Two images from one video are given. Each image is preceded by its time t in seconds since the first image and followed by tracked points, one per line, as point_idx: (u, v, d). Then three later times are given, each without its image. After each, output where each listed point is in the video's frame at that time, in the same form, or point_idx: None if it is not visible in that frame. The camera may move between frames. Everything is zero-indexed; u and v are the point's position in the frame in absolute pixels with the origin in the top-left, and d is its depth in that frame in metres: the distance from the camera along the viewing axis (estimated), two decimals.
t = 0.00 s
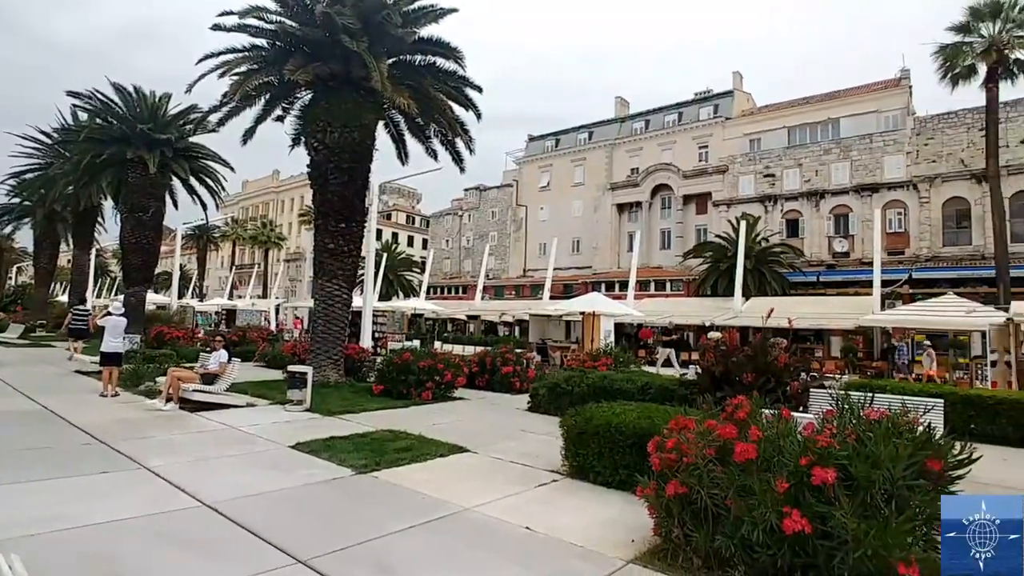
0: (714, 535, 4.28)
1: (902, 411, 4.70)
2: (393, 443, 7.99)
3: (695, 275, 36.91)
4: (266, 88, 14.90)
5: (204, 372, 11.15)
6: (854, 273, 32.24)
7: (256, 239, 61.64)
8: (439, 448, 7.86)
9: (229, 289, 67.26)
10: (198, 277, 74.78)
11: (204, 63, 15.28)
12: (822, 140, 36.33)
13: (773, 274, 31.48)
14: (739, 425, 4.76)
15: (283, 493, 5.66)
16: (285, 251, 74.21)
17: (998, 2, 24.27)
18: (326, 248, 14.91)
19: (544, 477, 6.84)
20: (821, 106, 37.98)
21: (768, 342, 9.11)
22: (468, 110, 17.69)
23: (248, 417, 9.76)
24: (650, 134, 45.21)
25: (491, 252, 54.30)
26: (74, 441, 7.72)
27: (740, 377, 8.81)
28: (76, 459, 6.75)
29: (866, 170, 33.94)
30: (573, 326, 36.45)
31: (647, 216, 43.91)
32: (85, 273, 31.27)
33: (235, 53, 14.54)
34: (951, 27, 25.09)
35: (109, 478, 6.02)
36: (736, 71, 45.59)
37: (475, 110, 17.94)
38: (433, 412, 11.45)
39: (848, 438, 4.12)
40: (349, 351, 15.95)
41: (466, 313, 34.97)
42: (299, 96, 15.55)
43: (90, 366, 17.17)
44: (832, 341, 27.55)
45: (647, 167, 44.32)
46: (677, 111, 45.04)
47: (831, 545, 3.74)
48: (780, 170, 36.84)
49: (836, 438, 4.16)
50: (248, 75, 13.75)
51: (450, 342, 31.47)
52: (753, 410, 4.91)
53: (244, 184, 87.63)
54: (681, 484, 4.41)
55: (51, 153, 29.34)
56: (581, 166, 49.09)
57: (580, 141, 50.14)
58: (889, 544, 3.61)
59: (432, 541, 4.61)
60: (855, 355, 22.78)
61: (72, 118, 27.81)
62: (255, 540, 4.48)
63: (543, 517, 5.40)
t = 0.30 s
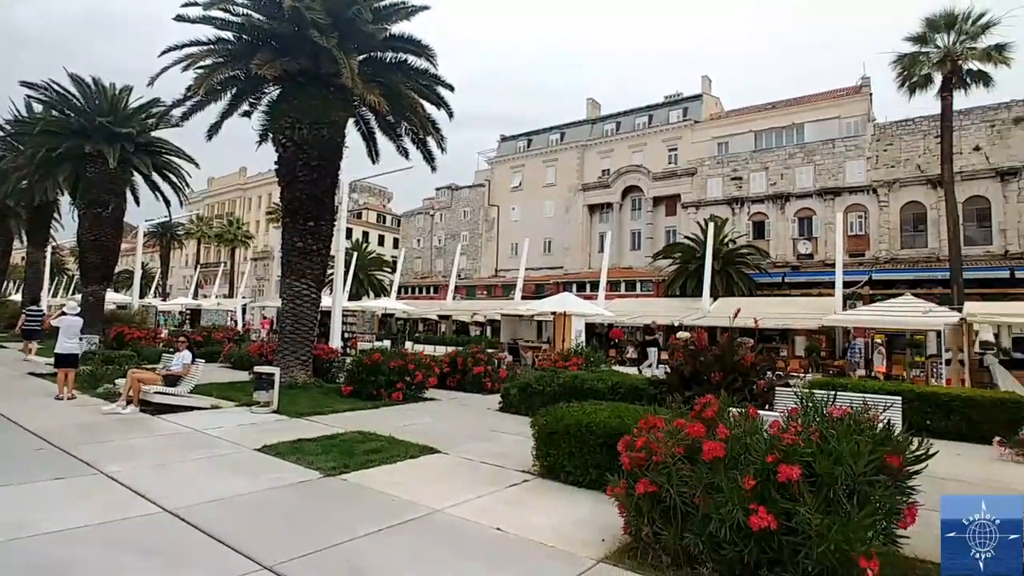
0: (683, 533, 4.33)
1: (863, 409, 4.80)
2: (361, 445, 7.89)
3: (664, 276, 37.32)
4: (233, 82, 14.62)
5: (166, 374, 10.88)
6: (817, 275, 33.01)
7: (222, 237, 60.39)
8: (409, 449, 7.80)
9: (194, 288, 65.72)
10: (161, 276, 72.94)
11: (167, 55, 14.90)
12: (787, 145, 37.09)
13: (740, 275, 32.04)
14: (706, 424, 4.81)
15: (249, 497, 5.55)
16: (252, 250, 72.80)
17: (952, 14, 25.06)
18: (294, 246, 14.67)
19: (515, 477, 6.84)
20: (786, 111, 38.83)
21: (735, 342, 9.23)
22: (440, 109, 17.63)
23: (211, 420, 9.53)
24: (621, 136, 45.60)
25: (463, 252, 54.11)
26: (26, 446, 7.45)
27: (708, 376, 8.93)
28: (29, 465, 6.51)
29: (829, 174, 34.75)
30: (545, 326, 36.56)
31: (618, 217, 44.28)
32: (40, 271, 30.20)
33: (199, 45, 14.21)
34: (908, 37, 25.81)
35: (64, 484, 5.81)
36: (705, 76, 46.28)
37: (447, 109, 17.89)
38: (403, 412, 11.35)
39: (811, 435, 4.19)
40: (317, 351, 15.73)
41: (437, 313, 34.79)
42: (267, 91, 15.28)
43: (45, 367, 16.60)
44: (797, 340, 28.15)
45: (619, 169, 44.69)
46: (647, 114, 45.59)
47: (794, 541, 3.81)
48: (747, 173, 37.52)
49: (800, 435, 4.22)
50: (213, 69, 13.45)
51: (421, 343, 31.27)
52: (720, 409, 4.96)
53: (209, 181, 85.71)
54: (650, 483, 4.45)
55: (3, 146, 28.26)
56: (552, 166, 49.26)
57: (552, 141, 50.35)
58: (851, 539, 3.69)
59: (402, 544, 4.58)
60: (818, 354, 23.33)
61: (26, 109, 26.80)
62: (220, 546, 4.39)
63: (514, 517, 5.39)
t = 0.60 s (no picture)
0: (648, 528, 4.39)
1: (820, 404, 4.94)
2: (326, 444, 7.79)
3: (631, 274, 37.76)
4: (194, 72, 14.24)
5: (122, 373, 10.55)
6: (778, 274, 33.79)
7: (183, 232, 58.86)
8: (375, 449, 7.73)
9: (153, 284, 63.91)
10: (118, 271, 70.77)
11: (124, 42, 14.44)
12: (751, 146, 37.88)
13: (704, 274, 32.63)
14: (670, 420, 4.88)
15: (208, 499, 5.43)
16: (214, 246, 71.16)
17: (908, 23, 25.94)
18: (257, 242, 14.37)
19: (482, 476, 6.83)
20: (751, 113, 39.62)
21: (699, 339, 9.41)
22: (408, 105, 17.51)
23: (170, 420, 9.29)
24: (590, 135, 45.93)
25: (431, 249, 53.81)
26: None
27: (673, 373, 9.05)
28: None
29: (791, 175, 35.57)
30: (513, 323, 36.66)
31: (586, 215, 44.59)
32: None
33: (158, 33, 13.80)
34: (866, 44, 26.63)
35: (11, 489, 5.60)
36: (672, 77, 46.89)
37: (416, 104, 17.77)
38: (369, 411, 11.24)
39: (771, 430, 4.29)
40: (280, 349, 15.47)
41: (404, 310, 34.52)
42: (230, 82, 14.93)
43: None
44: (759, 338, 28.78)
45: (587, 167, 45.00)
46: (616, 114, 46.00)
47: (755, 533, 3.89)
48: (712, 173, 38.16)
49: (761, 430, 4.32)
50: (173, 58, 13.09)
51: (389, 340, 31.02)
52: (684, 405, 5.04)
53: (169, 174, 83.40)
54: (615, 479, 4.50)
55: None
56: (521, 164, 49.32)
57: (521, 139, 50.43)
58: (808, 530, 3.78)
59: (366, 544, 4.53)
60: (779, 351, 23.88)
61: None
62: (177, 550, 4.27)
63: (480, 515, 5.38)
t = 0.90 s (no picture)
0: (608, 524, 4.44)
1: (776, 400, 5.08)
2: (285, 444, 7.64)
3: (595, 272, 38.12)
4: (146, 59, 13.79)
5: (69, 372, 10.17)
6: (738, 273, 34.54)
7: (137, 226, 56.97)
8: (336, 448, 7.62)
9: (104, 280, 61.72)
10: (67, 266, 68.15)
11: (71, 27, 13.89)
12: (712, 147, 38.61)
13: (667, 272, 33.15)
14: (631, 416, 4.95)
15: (161, 503, 5.27)
16: (170, 240, 69.14)
17: (860, 31, 26.82)
18: (214, 237, 14.01)
19: (445, 474, 6.79)
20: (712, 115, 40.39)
21: (661, 336, 9.55)
22: (371, 99, 17.30)
23: (121, 421, 8.99)
24: (555, 133, 46.12)
25: (395, 246, 53.31)
26: None
27: (635, 370, 9.16)
28: None
29: (750, 176, 36.38)
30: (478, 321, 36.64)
31: (551, 214, 44.83)
32: None
33: (108, 18, 13.32)
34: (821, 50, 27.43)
35: None
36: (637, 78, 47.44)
37: (379, 99, 17.58)
38: (331, 410, 11.08)
39: (729, 426, 4.39)
40: (239, 347, 15.12)
41: (368, 307, 34.13)
42: (184, 71, 14.50)
43: None
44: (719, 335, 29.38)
45: (552, 166, 45.20)
46: (581, 113, 46.34)
47: (712, 526, 3.97)
48: (674, 173, 38.77)
49: (718, 426, 4.42)
50: (123, 44, 12.62)
51: (352, 338, 30.65)
52: (645, 401, 5.12)
53: (121, 166, 80.61)
54: (577, 475, 4.53)
55: None
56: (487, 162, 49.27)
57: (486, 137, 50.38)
58: (762, 523, 3.87)
59: (325, 545, 4.45)
60: (739, 347, 24.41)
61: None
62: (125, 557, 4.14)
63: (442, 514, 5.36)
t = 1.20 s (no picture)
0: (569, 523, 4.47)
1: (733, 398, 5.19)
2: (242, 448, 7.48)
3: (561, 272, 38.34)
4: (98, 49, 13.34)
5: (12, 376, 9.77)
6: (700, 274, 35.16)
7: (89, 222, 54.93)
8: (295, 451, 7.50)
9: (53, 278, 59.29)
10: (14, 264, 65.30)
11: (16, 14, 13.34)
12: (676, 151, 39.25)
13: (631, 273, 33.55)
14: (592, 415, 4.98)
15: (110, 510, 5.11)
16: (124, 237, 66.93)
17: (818, 42, 27.62)
18: (170, 235, 13.62)
19: (407, 475, 6.75)
20: (676, 119, 41.08)
21: (625, 337, 9.66)
22: (336, 96, 17.07)
23: (68, 426, 8.66)
24: (523, 134, 46.24)
25: (360, 245, 52.68)
26: None
27: (598, 370, 9.25)
28: None
29: (713, 180, 37.09)
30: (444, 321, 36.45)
31: (519, 214, 44.92)
32: None
33: (56, 6, 12.83)
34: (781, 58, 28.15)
35: None
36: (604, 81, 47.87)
37: (344, 95, 17.35)
38: (291, 412, 10.89)
39: (687, 425, 4.47)
40: (196, 349, 14.75)
41: (332, 307, 33.62)
42: (139, 63, 14.07)
43: None
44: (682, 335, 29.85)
45: (519, 166, 45.29)
46: (548, 114, 46.58)
47: (670, 524, 4.03)
48: (639, 175, 39.29)
49: (677, 425, 4.49)
50: (73, 33, 12.17)
51: (315, 338, 30.15)
52: (606, 401, 5.17)
53: (72, 160, 77.64)
54: (538, 475, 4.55)
55: None
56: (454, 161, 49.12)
57: (453, 136, 50.22)
58: (718, 519, 3.95)
59: (281, 551, 4.37)
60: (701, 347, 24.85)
61: None
62: (71, 567, 3.99)
63: (404, 515, 5.32)
